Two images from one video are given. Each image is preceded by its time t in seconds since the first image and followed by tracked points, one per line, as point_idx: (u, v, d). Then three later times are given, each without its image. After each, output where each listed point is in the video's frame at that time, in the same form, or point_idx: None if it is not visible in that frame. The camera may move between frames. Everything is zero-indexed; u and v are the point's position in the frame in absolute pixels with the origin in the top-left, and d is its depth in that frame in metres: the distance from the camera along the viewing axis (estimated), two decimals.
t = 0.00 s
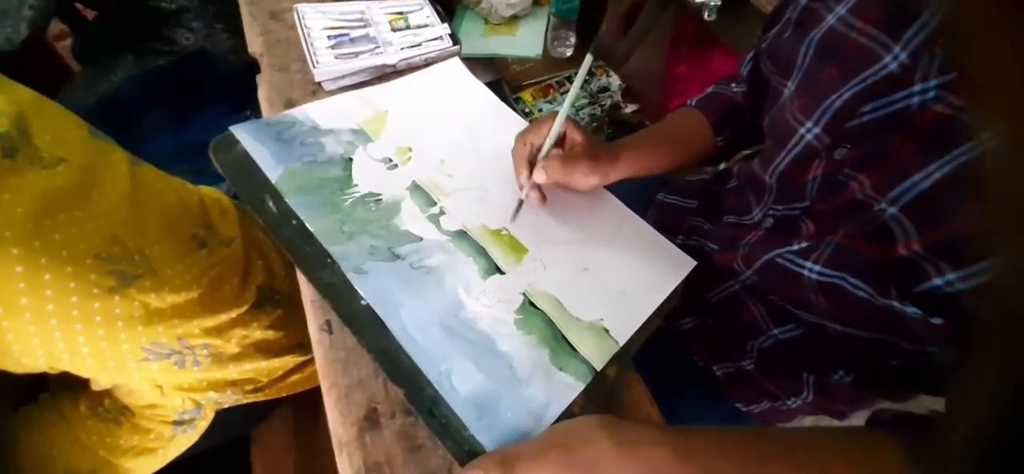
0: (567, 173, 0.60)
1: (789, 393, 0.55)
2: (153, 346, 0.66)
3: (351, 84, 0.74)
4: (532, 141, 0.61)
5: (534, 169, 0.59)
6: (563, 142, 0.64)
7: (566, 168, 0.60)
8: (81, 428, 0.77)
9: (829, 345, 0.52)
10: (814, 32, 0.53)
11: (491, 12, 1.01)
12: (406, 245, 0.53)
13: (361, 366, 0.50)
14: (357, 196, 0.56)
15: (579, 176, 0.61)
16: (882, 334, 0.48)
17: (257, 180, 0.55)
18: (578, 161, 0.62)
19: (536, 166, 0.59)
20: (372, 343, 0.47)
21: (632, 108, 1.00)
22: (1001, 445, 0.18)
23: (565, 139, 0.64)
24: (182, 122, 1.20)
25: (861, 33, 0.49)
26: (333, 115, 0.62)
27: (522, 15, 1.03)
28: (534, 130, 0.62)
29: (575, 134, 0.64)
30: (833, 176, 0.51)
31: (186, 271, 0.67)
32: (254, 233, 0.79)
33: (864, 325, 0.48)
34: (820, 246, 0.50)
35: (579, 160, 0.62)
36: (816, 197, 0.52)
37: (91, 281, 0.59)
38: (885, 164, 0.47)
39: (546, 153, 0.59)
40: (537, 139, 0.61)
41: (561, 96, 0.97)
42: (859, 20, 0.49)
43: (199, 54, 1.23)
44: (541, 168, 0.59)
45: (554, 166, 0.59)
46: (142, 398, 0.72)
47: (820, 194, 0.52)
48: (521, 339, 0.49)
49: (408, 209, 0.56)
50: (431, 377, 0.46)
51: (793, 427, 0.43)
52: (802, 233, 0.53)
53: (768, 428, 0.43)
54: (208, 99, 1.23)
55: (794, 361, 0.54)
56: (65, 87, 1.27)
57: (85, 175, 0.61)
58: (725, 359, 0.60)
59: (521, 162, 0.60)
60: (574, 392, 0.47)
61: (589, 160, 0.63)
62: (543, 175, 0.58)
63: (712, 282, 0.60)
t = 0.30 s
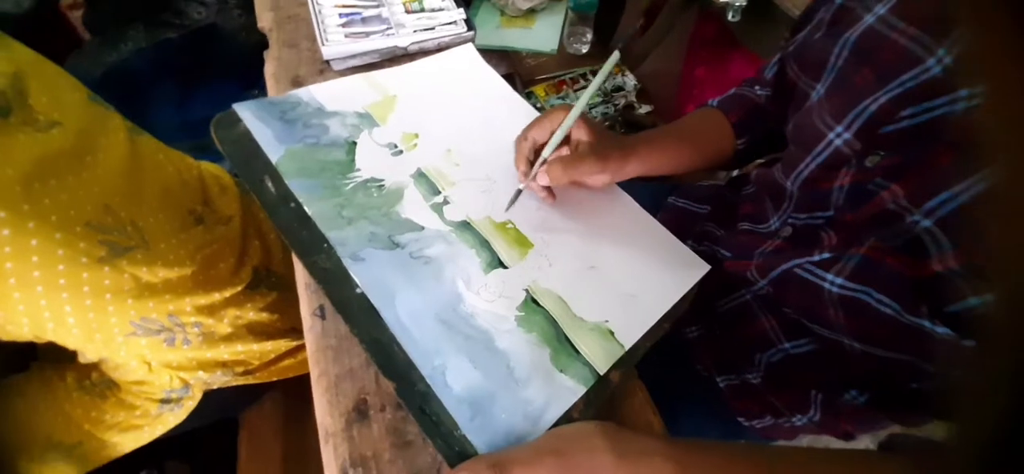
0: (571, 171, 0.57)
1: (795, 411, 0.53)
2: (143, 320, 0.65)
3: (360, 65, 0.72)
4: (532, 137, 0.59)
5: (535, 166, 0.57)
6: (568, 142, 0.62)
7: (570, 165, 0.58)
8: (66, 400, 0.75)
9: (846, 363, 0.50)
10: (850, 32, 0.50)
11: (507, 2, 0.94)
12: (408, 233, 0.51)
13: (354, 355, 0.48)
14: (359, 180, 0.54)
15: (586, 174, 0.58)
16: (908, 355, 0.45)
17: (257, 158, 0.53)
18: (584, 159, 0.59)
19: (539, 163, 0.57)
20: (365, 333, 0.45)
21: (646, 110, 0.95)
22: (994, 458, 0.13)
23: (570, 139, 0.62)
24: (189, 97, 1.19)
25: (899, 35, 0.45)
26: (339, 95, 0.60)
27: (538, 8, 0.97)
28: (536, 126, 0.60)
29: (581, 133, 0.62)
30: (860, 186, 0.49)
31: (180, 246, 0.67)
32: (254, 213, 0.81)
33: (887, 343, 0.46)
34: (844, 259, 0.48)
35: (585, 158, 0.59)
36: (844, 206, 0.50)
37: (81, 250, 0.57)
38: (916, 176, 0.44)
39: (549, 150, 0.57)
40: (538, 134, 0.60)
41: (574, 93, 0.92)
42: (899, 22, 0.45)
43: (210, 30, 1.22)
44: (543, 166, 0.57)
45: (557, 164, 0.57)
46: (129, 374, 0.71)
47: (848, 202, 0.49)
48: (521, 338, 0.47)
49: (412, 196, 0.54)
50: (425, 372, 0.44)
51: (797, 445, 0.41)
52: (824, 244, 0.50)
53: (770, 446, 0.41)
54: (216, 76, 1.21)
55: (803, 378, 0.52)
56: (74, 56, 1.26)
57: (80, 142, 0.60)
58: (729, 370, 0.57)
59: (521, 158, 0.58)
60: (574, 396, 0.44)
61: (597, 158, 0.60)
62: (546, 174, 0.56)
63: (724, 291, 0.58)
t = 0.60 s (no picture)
0: (584, 165, 0.55)
1: (806, 427, 0.51)
2: (144, 296, 0.64)
3: (376, 48, 0.70)
4: (550, 130, 0.56)
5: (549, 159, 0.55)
6: (582, 137, 0.60)
7: (584, 160, 0.55)
8: (66, 372, 0.75)
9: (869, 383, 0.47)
10: (896, 33, 0.47)
11: None
12: (417, 220, 0.49)
13: (355, 343, 0.47)
14: (370, 163, 0.52)
15: (599, 170, 0.56)
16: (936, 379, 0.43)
17: (266, 135, 0.52)
18: (599, 155, 0.56)
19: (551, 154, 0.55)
20: (366, 321, 0.44)
21: (666, 111, 0.87)
22: (992, 453, 0.21)
23: (585, 135, 0.60)
24: (206, 76, 1.18)
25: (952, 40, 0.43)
26: (354, 76, 0.58)
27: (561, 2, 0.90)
28: (555, 118, 0.57)
29: (598, 130, 0.59)
30: (898, 196, 0.46)
31: (185, 223, 0.66)
32: (262, 193, 0.80)
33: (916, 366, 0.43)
34: (879, 274, 0.46)
35: (601, 153, 0.56)
36: (880, 218, 0.48)
37: (85, 220, 0.56)
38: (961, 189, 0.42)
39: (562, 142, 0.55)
40: (556, 127, 0.57)
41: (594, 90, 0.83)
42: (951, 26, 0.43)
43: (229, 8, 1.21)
44: (556, 156, 0.55)
45: (570, 157, 0.54)
46: (129, 349, 0.70)
47: (886, 215, 0.47)
48: (528, 336, 0.45)
49: (423, 182, 0.52)
50: (427, 365, 0.42)
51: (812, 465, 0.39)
52: (853, 257, 0.48)
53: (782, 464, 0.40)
54: (233, 55, 1.20)
55: (819, 395, 0.50)
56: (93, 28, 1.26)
57: (91, 111, 0.59)
58: (739, 382, 0.55)
59: (537, 149, 0.56)
60: (579, 400, 0.43)
61: (612, 155, 0.57)
62: (556, 166, 0.54)
63: (740, 300, 0.56)
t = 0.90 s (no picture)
0: (595, 165, 0.52)
1: (812, 449, 0.48)
2: (139, 274, 0.62)
3: (388, 35, 0.68)
4: (562, 127, 0.54)
5: (558, 156, 0.52)
6: (594, 138, 0.57)
7: (595, 159, 0.52)
8: (58, 349, 0.74)
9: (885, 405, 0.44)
10: (934, 40, 0.45)
11: None
12: (419, 211, 0.48)
13: (349, 335, 0.45)
14: (374, 148, 0.50)
15: (610, 171, 0.53)
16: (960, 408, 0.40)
17: (269, 115, 0.50)
18: (611, 155, 0.53)
19: (561, 153, 0.52)
20: (361, 312, 0.42)
21: (680, 116, 0.84)
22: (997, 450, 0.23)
23: (596, 135, 0.57)
24: (216, 57, 1.17)
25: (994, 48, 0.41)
26: (363, 59, 0.56)
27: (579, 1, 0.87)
28: (566, 116, 0.55)
29: (611, 131, 0.57)
30: (931, 211, 0.44)
31: (185, 203, 0.65)
32: (265, 177, 0.79)
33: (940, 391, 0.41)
34: (906, 293, 0.43)
35: (613, 154, 0.53)
36: (910, 235, 0.45)
37: (82, 194, 0.55)
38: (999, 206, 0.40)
39: (573, 141, 0.52)
40: (568, 125, 0.54)
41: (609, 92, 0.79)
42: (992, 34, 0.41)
43: None
44: (566, 155, 0.52)
45: (581, 156, 0.52)
46: (121, 329, 0.69)
47: (915, 233, 0.44)
48: (529, 338, 0.43)
49: (428, 172, 0.50)
50: (422, 362, 0.41)
51: None
52: (878, 273, 0.46)
53: None
54: (246, 38, 1.19)
55: (831, 417, 0.47)
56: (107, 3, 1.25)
57: (94, 83, 0.58)
58: (744, 396, 0.53)
59: (546, 147, 0.53)
60: (580, 409, 0.41)
61: (625, 156, 0.54)
62: (565, 165, 0.52)
63: (752, 312, 0.54)
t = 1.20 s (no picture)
0: (620, 178, 0.49)
1: None
2: (133, 254, 0.61)
3: (401, 24, 0.66)
4: (583, 136, 0.52)
5: (581, 168, 0.49)
6: (616, 146, 0.54)
7: (620, 172, 0.50)
8: (48, 327, 0.72)
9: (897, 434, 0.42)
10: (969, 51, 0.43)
11: None
12: (423, 203, 0.46)
13: (342, 328, 0.43)
14: (380, 137, 0.49)
15: (634, 184, 0.50)
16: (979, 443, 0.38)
17: (274, 96, 0.49)
18: (636, 167, 0.50)
19: (584, 164, 0.50)
20: (356, 305, 0.40)
21: (695, 126, 0.79)
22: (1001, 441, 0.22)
23: (618, 143, 0.54)
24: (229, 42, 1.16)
25: None
26: (375, 45, 0.55)
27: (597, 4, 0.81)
28: (586, 124, 0.52)
29: (633, 137, 0.53)
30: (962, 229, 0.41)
31: (185, 184, 0.64)
32: (269, 164, 0.78)
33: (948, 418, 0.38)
34: (929, 315, 0.41)
35: (639, 166, 0.50)
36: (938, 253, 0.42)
37: (78, 167, 0.54)
38: None
39: (596, 151, 0.50)
40: (590, 133, 0.52)
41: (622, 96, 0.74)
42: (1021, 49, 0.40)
43: None
44: (589, 166, 0.49)
45: (606, 167, 0.49)
46: (113, 309, 0.67)
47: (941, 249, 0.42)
48: (529, 341, 0.41)
49: (435, 163, 0.49)
50: (416, 361, 0.39)
51: None
52: (901, 293, 0.43)
53: None
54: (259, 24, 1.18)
55: (839, 441, 0.46)
56: None
57: (98, 56, 0.57)
58: (750, 415, 0.51)
59: (568, 158, 0.51)
60: (579, 419, 0.39)
61: (651, 168, 0.51)
62: (588, 177, 0.49)
63: (762, 329, 0.52)
